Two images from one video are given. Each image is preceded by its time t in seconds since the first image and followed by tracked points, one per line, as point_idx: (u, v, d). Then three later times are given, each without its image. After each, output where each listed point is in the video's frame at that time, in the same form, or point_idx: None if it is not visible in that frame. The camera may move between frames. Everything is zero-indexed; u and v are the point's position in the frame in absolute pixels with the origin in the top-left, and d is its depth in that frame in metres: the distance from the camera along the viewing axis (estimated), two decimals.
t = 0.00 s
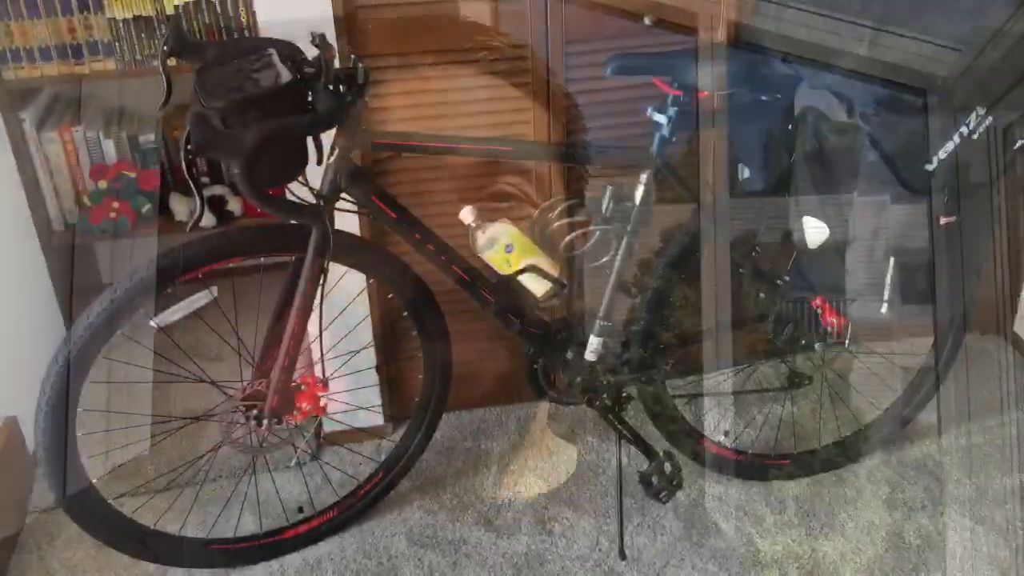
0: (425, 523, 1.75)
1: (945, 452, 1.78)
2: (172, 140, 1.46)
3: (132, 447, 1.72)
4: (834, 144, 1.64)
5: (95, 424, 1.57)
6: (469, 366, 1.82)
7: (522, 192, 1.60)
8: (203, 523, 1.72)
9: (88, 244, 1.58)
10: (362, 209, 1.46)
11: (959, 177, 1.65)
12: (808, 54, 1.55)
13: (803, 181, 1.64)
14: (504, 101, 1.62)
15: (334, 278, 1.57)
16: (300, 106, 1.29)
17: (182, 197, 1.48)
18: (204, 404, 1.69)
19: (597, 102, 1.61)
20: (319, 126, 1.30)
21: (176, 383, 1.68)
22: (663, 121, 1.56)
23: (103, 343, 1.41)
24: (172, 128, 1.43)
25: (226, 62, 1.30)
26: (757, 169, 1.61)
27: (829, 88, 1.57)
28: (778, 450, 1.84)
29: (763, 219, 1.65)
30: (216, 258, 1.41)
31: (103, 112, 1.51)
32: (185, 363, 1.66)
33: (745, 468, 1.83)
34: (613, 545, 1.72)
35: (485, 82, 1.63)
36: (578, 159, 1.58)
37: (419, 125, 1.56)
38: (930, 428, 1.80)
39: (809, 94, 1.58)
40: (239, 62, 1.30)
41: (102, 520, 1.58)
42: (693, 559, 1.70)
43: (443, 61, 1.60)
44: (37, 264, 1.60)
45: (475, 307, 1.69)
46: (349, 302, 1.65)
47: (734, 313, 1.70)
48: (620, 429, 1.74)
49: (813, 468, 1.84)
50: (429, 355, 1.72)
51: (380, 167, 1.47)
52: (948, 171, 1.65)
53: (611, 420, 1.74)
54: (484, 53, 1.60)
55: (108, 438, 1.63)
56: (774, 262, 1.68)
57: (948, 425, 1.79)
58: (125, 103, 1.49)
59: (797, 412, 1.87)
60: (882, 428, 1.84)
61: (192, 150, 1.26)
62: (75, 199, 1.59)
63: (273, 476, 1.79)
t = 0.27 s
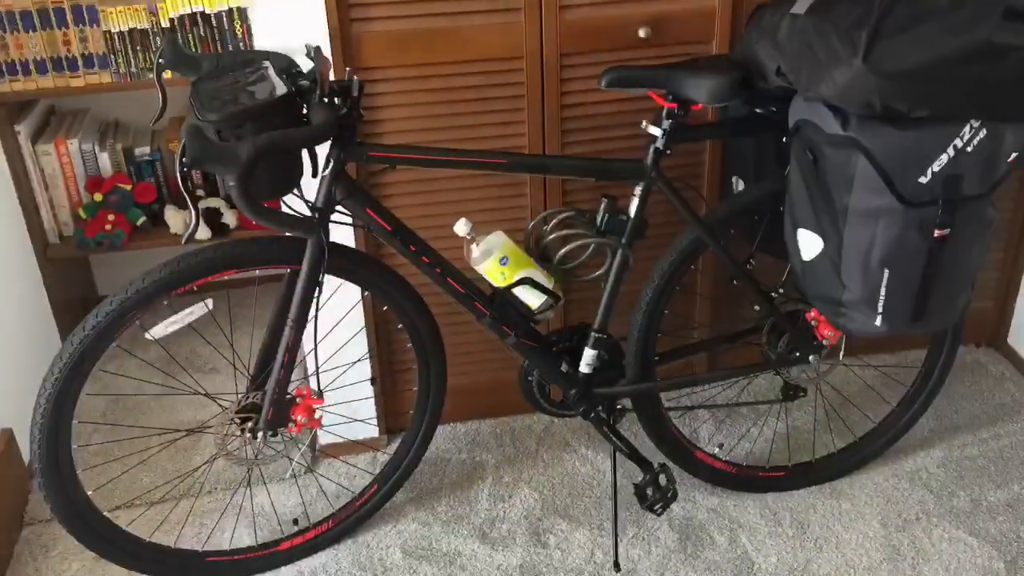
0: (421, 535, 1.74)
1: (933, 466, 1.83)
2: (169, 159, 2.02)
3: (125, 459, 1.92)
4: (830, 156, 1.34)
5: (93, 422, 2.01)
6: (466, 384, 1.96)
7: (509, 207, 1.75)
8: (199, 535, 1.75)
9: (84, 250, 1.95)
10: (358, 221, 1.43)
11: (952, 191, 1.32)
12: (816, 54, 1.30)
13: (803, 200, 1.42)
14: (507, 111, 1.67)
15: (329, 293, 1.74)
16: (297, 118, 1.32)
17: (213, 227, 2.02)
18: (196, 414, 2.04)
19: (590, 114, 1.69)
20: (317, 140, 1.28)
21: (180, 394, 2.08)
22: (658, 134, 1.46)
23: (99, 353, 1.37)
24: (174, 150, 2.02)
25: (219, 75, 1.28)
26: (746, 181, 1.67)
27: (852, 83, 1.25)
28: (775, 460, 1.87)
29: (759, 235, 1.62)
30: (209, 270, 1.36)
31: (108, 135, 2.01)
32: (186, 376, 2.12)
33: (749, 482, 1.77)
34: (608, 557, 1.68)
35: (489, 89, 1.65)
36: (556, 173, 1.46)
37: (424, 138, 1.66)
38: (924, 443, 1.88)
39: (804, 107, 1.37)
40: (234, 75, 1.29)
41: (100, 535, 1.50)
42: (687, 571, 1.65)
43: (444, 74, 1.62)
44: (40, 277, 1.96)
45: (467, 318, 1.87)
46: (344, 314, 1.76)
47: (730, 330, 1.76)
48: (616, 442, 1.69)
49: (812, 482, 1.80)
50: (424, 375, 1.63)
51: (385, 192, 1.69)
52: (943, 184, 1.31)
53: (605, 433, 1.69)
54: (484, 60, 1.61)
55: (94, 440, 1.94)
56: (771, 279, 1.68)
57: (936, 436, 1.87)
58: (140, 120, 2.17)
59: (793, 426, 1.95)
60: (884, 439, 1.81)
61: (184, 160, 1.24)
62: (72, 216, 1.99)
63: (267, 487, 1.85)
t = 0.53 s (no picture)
0: (416, 547, 1.73)
1: (927, 478, 1.83)
2: (164, 172, 2.02)
3: (121, 471, 1.92)
4: (824, 168, 1.34)
5: (88, 434, 2.00)
6: (461, 397, 1.96)
7: (503, 220, 1.76)
8: (194, 547, 1.74)
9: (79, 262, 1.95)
10: (352, 234, 1.43)
11: (946, 203, 1.32)
12: (811, 64, 1.30)
13: (797, 213, 1.41)
14: (498, 124, 1.67)
15: (324, 304, 1.74)
16: (292, 130, 1.31)
17: (208, 240, 2.02)
18: (191, 426, 2.04)
19: (584, 127, 1.70)
20: (311, 153, 1.27)
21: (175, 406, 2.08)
22: (652, 147, 1.47)
23: (95, 365, 1.37)
24: (169, 163, 2.02)
25: (214, 89, 1.31)
26: (743, 194, 1.69)
27: (845, 95, 1.26)
28: (770, 471, 1.87)
29: (754, 248, 1.62)
30: (204, 283, 1.36)
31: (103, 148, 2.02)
32: (182, 389, 2.11)
33: (742, 493, 1.78)
34: (603, 569, 1.68)
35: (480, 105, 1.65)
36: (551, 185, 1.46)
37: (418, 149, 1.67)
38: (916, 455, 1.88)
39: (799, 120, 1.36)
40: (229, 88, 1.31)
41: (94, 549, 1.50)
42: None
43: (437, 87, 1.62)
44: (35, 288, 1.95)
45: (461, 330, 1.87)
46: (339, 326, 1.76)
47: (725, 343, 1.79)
48: (611, 454, 1.69)
49: (807, 493, 1.80)
50: (419, 388, 1.63)
51: (379, 205, 1.70)
52: (937, 196, 1.31)
53: (600, 445, 1.69)
54: (477, 75, 1.62)
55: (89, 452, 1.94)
56: (766, 291, 1.75)
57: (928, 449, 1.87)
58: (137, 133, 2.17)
59: (787, 438, 1.95)
60: (878, 452, 1.82)
61: (180, 173, 1.23)
62: (67, 229, 1.99)
63: (263, 499, 1.84)
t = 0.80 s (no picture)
0: (410, 559, 1.73)
1: (921, 491, 1.84)
2: (160, 184, 2.02)
3: (116, 483, 1.91)
4: (818, 181, 1.34)
5: (83, 446, 1.99)
6: (456, 409, 1.96)
7: (498, 232, 1.76)
8: (190, 559, 1.74)
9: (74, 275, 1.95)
10: (347, 246, 1.43)
11: (940, 216, 1.32)
12: (805, 77, 1.31)
13: (791, 225, 1.42)
14: (492, 136, 1.68)
15: (319, 317, 1.73)
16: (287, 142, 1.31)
17: (203, 252, 2.02)
18: (186, 439, 2.03)
19: (578, 139, 1.71)
20: (306, 166, 1.26)
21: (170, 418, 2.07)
22: (646, 159, 1.47)
23: (91, 377, 1.36)
24: (164, 176, 2.01)
25: (209, 102, 1.31)
26: (737, 206, 1.69)
27: (840, 107, 1.26)
28: (764, 484, 1.88)
29: (748, 260, 1.63)
30: (199, 295, 1.36)
31: (99, 161, 2.02)
32: (177, 401, 2.10)
33: (737, 505, 1.78)
34: None
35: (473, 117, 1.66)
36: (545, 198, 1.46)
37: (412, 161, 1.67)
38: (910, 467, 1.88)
39: (792, 132, 1.36)
40: (224, 101, 1.31)
41: (88, 562, 1.49)
42: None
43: (431, 99, 1.62)
44: (31, 301, 1.95)
45: (456, 342, 1.87)
46: (334, 338, 1.76)
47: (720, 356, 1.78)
48: (605, 466, 1.68)
49: (801, 505, 1.80)
50: (414, 400, 1.63)
51: (374, 217, 1.70)
52: (931, 209, 1.32)
53: (594, 457, 1.68)
54: (471, 88, 1.62)
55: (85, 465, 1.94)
56: (760, 304, 1.76)
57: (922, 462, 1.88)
58: (130, 148, 2.16)
59: (782, 450, 1.96)
60: (872, 464, 1.82)
61: (175, 186, 1.23)
62: (63, 241, 1.99)
63: (258, 511, 1.84)
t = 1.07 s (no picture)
0: (405, 571, 1.72)
1: (915, 503, 1.84)
2: (154, 196, 2.02)
3: (111, 495, 1.90)
4: (812, 194, 1.35)
5: (77, 458, 1.98)
6: (450, 422, 1.95)
7: (492, 244, 1.76)
8: (185, 571, 1.73)
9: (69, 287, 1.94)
10: (342, 258, 1.43)
11: (934, 228, 1.33)
12: (799, 90, 1.32)
13: (786, 238, 1.42)
14: (486, 149, 1.69)
15: (314, 329, 1.72)
16: (282, 155, 1.31)
17: (197, 265, 2.02)
18: (181, 451, 2.02)
19: (573, 151, 1.71)
20: (301, 179, 1.26)
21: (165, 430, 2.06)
22: (641, 172, 1.48)
23: (87, 389, 1.36)
24: (160, 188, 2.02)
25: (205, 115, 1.31)
26: (732, 219, 1.70)
27: (834, 120, 1.27)
28: (758, 496, 1.88)
29: (742, 273, 1.64)
30: (194, 308, 1.36)
31: (94, 173, 2.01)
32: (172, 413, 2.10)
33: (731, 518, 1.78)
34: None
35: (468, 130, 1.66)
36: (540, 211, 1.47)
37: (407, 174, 1.68)
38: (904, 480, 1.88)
39: (787, 144, 1.37)
40: (219, 114, 1.31)
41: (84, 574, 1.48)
42: None
43: (427, 112, 1.63)
44: (26, 313, 1.94)
45: (450, 355, 1.86)
46: (329, 350, 1.75)
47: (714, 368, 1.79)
48: (600, 478, 1.68)
49: (796, 517, 1.80)
50: (409, 413, 1.63)
51: (369, 230, 1.70)
52: (925, 222, 1.33)
53: (589, 470, 1.68)
54: (466, 101, 1.63)
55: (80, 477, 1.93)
56: (754, 316, 1.75)
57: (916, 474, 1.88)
58: (126, 161, 2.15)
59: (776, 462, 1.96)
60: (866, 476, 1.82)
61: (170, 200, 1.23)
62: (58, 253, 1.98)
63: (253, 523, 1.83)
